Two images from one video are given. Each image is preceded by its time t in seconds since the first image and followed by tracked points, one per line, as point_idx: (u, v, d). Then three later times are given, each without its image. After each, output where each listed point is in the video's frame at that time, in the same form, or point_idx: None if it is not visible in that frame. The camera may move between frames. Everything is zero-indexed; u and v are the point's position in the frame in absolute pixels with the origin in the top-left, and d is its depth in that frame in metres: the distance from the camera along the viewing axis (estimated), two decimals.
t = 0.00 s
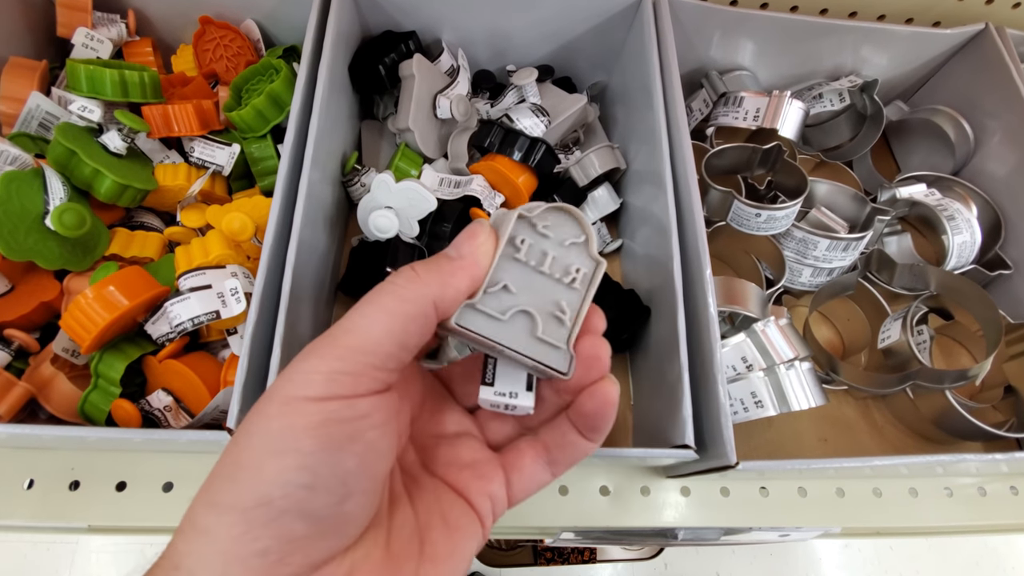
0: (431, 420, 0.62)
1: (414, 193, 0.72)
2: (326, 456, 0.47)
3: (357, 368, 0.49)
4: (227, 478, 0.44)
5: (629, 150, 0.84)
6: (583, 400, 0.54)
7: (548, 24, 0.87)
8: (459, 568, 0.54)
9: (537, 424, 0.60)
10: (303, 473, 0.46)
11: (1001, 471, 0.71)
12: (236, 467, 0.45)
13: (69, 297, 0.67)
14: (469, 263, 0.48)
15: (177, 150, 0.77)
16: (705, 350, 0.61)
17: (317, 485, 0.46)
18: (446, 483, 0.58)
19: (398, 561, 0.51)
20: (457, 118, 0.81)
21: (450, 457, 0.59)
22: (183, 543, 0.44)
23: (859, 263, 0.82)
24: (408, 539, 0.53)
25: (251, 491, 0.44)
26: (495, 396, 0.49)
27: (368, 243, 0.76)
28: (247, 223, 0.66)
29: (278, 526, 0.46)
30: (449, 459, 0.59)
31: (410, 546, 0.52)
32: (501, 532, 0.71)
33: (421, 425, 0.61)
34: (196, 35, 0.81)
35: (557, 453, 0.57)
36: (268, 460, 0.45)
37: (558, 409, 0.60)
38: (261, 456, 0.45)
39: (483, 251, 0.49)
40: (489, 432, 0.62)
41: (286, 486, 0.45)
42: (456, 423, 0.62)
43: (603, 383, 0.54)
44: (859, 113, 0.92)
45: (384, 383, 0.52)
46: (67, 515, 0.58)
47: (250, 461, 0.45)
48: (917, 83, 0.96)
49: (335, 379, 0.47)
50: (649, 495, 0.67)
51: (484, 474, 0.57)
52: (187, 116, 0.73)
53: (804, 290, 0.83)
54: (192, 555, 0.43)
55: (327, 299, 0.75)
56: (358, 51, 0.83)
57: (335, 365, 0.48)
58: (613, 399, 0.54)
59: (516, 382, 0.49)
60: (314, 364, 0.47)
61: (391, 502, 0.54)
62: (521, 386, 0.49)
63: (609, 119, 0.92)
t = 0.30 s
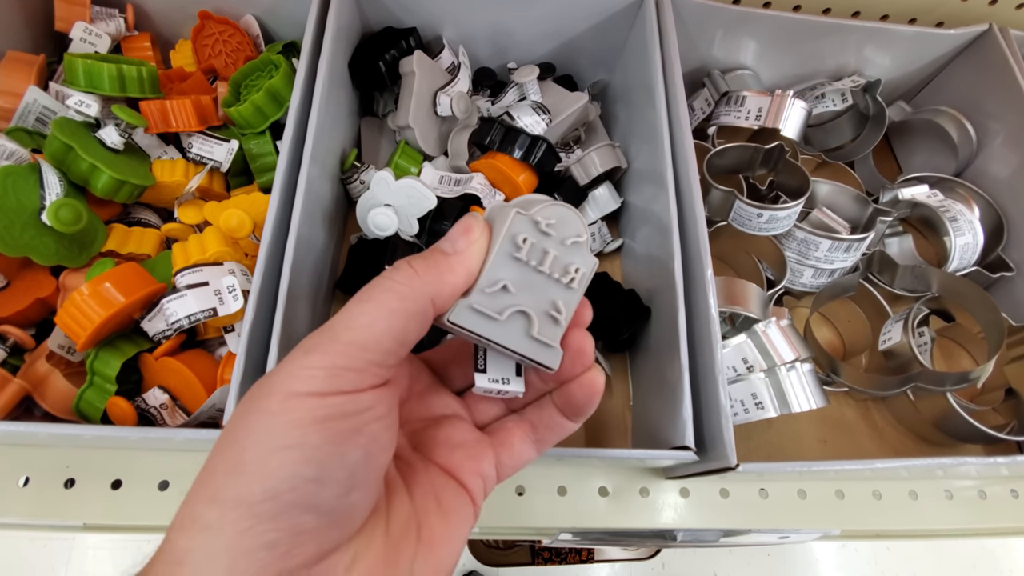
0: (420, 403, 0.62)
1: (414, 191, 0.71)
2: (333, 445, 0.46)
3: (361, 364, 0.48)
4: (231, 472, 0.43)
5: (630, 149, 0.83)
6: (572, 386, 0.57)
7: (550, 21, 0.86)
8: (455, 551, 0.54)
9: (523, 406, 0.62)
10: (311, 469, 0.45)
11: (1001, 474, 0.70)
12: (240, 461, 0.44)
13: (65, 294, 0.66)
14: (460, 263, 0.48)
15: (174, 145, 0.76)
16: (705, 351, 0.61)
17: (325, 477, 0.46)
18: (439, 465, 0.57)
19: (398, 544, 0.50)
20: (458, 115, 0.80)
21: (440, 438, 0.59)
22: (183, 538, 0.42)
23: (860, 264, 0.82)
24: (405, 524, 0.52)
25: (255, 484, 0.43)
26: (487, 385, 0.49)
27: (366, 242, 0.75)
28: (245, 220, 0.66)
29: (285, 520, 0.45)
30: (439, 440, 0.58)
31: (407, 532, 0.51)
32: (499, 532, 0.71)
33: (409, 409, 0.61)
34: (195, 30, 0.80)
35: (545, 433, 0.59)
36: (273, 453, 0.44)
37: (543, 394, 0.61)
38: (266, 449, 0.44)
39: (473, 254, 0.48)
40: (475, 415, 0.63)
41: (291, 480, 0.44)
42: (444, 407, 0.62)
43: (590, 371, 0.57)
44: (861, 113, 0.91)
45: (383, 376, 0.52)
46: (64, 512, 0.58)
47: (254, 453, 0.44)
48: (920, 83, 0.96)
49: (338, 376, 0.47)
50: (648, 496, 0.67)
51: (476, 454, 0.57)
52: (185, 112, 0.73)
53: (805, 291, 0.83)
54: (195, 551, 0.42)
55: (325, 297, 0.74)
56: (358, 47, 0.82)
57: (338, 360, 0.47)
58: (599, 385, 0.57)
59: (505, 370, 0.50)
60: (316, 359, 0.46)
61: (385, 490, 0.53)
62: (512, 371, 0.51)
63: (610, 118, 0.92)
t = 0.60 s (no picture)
0: (431, 411, 0.61)
1: (414, 190, 0.71)
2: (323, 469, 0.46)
3: (354, 379, 0.48)
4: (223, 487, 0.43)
5: (632, 149, 0.83)
6: (592, 397, 0.54)
7: (551, 20, 0.86)
8: (453, 572, 0.54)
9: (540, 419, 0.60)
10: (296, 485, 0.45)
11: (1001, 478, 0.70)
12: (232, 477, 0.44)
13: (61, 293, 0.66)
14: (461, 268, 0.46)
15: (172, 143, 0.76)
16: (707, 352, 0.60)
17: (308, 501, 0.46)
18: (444, 482, 0.57)
19: (389, 569, 0.51)
20: (457, 115, 0.80)
21: (450, 454, 0.58)
22: (170, 550, 0.43)
23: (862, 266, 0.83)
24: (401, 546, 0.52)
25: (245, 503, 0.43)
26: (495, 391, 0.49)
27: (365, 241, 0.75)
28: (243, 220, 0.66)
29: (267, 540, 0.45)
30: (449, 455, 0.58)
31: (401, 556, 0.51)
32: (497, 534, 0.70)
33: (420, 419, 0.61)
34: (193, 26, 0.80)
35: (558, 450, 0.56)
36: (263, 471, 0.44)
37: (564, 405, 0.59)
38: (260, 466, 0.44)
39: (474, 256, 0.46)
40: (491, 426, 0.62)
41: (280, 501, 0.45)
42: (458, 416, 0.61)
43: (615, 380, 0.54)
44: (863, 115, 0.90)
45: (381, 391, 0.52)
46: (60, 512, 0.57)
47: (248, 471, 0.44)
48: (922, 85, 0.96)
49: (331, 391, 0.47)
50: (647, 499, 0.67)
51: (484, 473, 0.57)
52: (183, 110, 0.72)
53: (806, 294, 0.83)
54: (183, 561, 0.42)
55: (324, 298, 0.74)
56: (358, 45, 0.82)
57: (331, 374, 0.47)
58: (624, 396, 0.53)
59: (518, 376, 0.50)
60: (310, 373, 0.46)
61: (385, 507, 0.54)
62: (524, 380, 0.50)
63: (611, 117, 0.91)
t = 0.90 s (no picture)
0: (425, 398, 0.61)
1: (414, 187, 0.71)
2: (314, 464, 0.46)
3: (342, 372, 0.48)
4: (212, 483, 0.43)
5: (633, 147, 0.82)
6: (590, 386, 0.55)
7: (552, 17, 0.85)
8: (452, 558, 0.53)
9: (540, 403, 0.60)
10: (288, 482, 0.45)
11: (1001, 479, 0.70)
12: (223, 473, 0.43)
13: (57, 290, 0.65)
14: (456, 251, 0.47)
15: (170, 139, 0.75)
16: (708, 352, 0.60)
17: (299, 496, 0.45)
18: (440, 466, 0.56)
19: (387, 559, 0.50)
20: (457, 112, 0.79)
21: (445, 437, 0.58)
22: (163, 549, 0.43)
23: (864, 266, 0.82)
24: (399, 534, 0.52)
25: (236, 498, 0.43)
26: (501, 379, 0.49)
27: (365, 239, 0.74)
28: (241, 216, 0.65)
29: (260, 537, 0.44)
30: (445, 438, 0.58)
31: (400, 545, 0.51)
32: (496, 534, 0.70)
33: (415, 403, 0.61)
34: (192, 22, 0.80)
35: (558, 432, 0.57)
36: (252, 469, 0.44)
37: (562, 390, 0.59)
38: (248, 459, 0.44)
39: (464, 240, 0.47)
40: (487, 409, 0.62)
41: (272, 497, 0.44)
42: (452, 401, 0.61)
43: (613, 370, 0.54)
44: (865, 113, 0.90)
45: (371, 384, 0.51)
46: (56, 511, 0.57)
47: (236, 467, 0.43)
48: (925, 84, 0.95)
49: (316, 385, 0.46)
50: (647, 499, 0.66)
51: (481, 455, 0.56)
52: (181, 106, 0.72)
53: (807, 293, 0.82)
54: (176, 560, 0.42)
55: (323, 294, 0.74)
56: (358, 41, 0.81)
57: (317, 370, 0.46)
58: (621, 385, 0.55)
59: (521, 365, 0.50)
60: (295, 368, 0.45)
61: (383, 494, 0.53)
62: (529, 366, 0.50)
63: (612, 115, 0.91)
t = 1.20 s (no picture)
0: (430, 402, 0.60)
1: (414, 184, 0.70)
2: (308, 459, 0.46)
3: (337, 368, 0.48)
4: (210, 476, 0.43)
5: (633, 145, 0.82)
6: (600, 391, 0.51)
7: (553, 13, 0.85)
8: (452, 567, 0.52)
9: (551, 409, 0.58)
10: (281, 476, 0.45)
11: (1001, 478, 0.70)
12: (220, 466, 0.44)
13: (54, 286, 0.65)
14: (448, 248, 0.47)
15: (168, 135, 0.74)
16: (709, 350, 0.59)
17: (290, 492, 0.45)
18: (444, 473, 0.56)
19: (383, 562, 0.49)
20: (458, 109, 0.78)
21: (450, 443, 0.57)
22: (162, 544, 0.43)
23: (864, 264, 0.82)
24: (396, 539, 0.51)
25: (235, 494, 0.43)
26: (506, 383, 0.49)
27: (364, 235, 0.74)
28: (240, 213, 0.64)
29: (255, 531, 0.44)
30: (450, 444, 0.57)
31: (395, 547, 0.50)
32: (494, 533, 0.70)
33: (421, 407, 0.60)
34: (189, 17, 0.79)
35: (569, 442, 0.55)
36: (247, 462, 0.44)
37: (574, 397, 0.57)
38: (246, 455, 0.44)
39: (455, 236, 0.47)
40: (497, 416, 0.60)
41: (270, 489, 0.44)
42: (459, 406, 0.60)
43: (624, 372, 0.51)
44: (867, 112, 0.90)
45: (369, 380, 0.51)
46: (53, 509, 0.57)
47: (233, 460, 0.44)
48: (926, 82, 0.95)
49: (313, 383, 0.46)
50: (646, 497, 0.66)
51: (486, 464, 0.55)
52: (179, 101, 0.71)
53: (807, 291, 0.82)
54: (175, 553, 0.43)
55: (322, 292, 0.73)
56: (357, 37, 0.81)
57: (314, 366, 0.46)
58: (634, 388, 0.50)
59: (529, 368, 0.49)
60: (292, 365, 0.46)
61: (383, 495, 0.53)
62: (538, 370, 0.49)
63: (612, 112, 0.91)
